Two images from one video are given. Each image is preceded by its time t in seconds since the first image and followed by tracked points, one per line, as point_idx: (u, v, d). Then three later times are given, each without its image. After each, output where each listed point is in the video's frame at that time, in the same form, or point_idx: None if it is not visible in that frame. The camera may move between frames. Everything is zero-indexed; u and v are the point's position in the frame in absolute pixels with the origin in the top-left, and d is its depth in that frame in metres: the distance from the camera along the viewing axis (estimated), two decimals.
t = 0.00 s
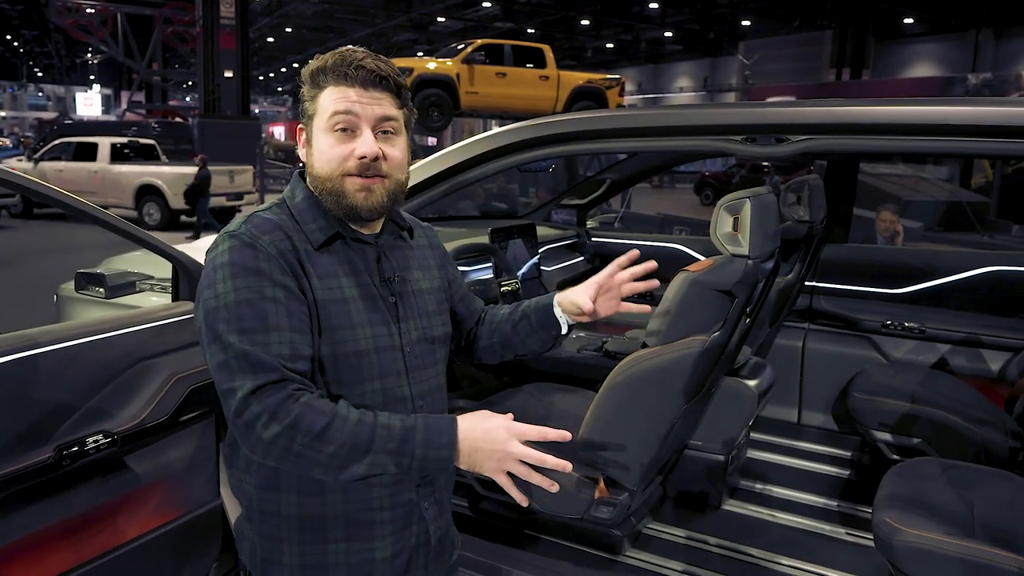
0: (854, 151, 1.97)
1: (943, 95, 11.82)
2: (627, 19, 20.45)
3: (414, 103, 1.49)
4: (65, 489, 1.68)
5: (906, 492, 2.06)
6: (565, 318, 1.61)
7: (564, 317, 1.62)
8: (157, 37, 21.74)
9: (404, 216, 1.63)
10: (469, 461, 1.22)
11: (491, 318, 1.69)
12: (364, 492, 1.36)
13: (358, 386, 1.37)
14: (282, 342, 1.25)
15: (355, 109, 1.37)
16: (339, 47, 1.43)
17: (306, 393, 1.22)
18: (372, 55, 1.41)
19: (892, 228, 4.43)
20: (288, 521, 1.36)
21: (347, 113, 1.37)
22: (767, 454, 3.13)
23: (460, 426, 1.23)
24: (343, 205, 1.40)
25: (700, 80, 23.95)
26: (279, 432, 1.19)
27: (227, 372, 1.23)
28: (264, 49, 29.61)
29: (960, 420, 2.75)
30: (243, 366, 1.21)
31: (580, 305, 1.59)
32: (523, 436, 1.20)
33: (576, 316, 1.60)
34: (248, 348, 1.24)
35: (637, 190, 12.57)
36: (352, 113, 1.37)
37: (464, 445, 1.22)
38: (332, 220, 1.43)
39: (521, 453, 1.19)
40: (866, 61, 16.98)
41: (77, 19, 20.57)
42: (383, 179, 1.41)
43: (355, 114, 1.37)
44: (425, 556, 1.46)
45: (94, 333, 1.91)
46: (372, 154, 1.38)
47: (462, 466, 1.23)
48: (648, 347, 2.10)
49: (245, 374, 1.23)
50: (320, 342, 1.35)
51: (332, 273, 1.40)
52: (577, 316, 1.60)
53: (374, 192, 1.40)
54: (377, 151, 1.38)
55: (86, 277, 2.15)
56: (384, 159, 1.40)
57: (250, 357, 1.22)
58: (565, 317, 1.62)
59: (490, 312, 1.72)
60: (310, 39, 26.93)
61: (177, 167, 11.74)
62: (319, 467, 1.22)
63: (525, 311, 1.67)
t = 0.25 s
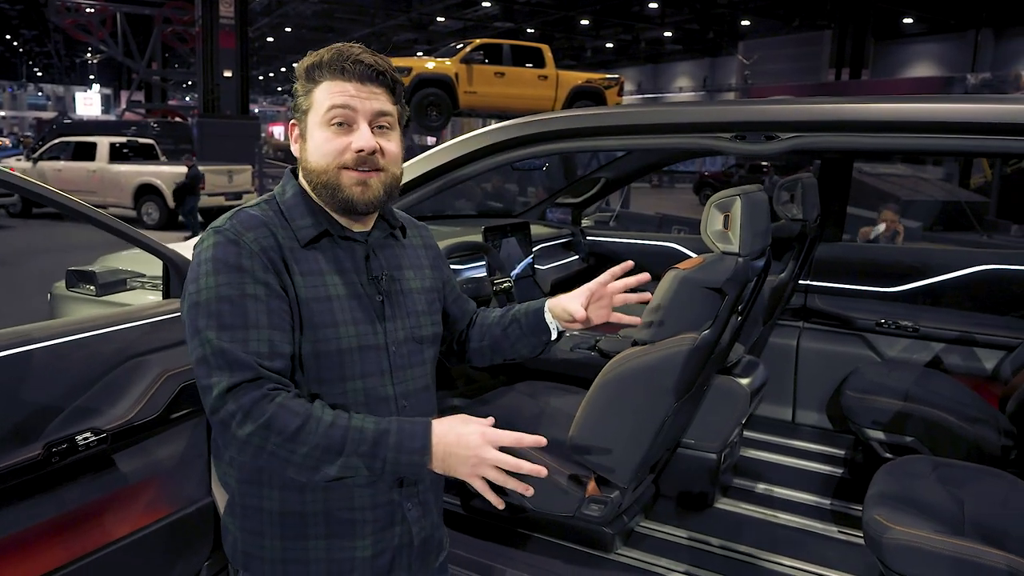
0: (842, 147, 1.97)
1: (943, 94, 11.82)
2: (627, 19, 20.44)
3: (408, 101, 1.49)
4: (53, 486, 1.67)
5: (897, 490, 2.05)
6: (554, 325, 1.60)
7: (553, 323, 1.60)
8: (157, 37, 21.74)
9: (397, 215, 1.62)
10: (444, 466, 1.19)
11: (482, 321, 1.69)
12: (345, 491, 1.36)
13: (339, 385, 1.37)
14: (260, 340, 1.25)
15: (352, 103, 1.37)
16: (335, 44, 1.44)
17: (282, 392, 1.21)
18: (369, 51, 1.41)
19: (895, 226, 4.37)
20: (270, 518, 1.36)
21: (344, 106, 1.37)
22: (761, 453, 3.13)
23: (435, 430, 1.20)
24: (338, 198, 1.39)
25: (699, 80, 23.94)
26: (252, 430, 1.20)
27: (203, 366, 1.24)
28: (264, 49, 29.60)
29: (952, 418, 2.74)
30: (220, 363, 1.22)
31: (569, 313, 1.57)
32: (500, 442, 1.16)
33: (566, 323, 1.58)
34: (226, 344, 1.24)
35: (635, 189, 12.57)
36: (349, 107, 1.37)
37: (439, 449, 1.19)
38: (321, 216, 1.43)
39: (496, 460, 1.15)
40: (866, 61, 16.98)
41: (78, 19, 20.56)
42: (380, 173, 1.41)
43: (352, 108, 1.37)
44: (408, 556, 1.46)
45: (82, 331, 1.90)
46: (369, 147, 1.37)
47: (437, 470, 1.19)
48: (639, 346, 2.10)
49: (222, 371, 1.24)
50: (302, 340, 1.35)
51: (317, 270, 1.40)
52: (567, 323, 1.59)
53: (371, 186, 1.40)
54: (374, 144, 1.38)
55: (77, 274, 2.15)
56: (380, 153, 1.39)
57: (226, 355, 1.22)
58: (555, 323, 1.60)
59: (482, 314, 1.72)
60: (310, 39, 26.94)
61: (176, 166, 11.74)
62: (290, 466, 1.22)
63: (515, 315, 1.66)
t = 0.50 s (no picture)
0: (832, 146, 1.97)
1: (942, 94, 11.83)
2: (627, 19, 20.42)
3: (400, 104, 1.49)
4: (44, 485, 1.67)
5: (887, 488, 2.06)
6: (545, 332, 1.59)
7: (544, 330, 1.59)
8: (156, 36, 21.72)
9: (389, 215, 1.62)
10: (426, 471, 1.18)
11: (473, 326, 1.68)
12: (333, 489, 1.36)
13: (326, 384, 1.37)
14: (245, 340, 1.25)
15: (346, 108, 1.37)
16: (332, 43, 1.42)
17: (266, 392, 1.21)
18: (366, 54, 1.40)
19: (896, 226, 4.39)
20: (257, 516, 1.36)
21: (337, 111, 1.36)
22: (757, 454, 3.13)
23: (419, 435, 1.19)
24: (328, 202, 1.39)
25: (699, 80, 23.95)
26: (237, 430, 1.20)
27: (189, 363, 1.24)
28: (263, 49, 29.58)
29: (944, 417, 2.75)
30: (205, 362, 1.22)
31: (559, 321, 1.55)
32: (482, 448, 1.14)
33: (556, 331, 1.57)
34: (213, 342, 1.24)
35: (634, 189, 12.57)
36: (343, 112, 1.36)
37: (421, 456, 1.18)
38: (311, 214, 1.43)
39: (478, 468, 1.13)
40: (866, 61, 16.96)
41: (77, 19, 20.53)
42: (370, 178, 1.41)
43: (346, 113, 1.37)
44: (396, 553, 1.46)
45: (73, 330, 1.89)
46: (360, 153, 1.37)
47: (420, 474, 1.19)
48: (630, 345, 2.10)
49: (208, 369, 1.24)
50: (290, 338, 1.35)
51: (306, 269, 1.39)
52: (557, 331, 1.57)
53: (361, 191, 1.40)
54: (365, 150, 1.38)
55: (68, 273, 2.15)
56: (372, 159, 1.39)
57: (212, 354, 1.22)
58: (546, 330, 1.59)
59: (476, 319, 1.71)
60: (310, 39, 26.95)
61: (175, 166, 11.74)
62: (274, 466, 1.22)
63: (506, 321, 1.65)
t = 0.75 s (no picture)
0: (822, 144, 1.98)
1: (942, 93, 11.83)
2: (627, 19, 20.42)
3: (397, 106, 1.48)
4: (37, 482, 1.68)
5: (879, 486, 2.06)
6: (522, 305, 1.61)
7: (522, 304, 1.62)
8: (156, 36, 21.73)
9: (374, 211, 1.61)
10: (427, 443, 1.20)
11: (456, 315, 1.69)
12: (328, 485, 1.37)
13: (321, 381, 1.37)
14: (240, 339, 1.24)
15: (394, 124, 1.36)
16: (358, 46, 1.35)
17: (261, 388, 1.21)
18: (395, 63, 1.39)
19: (893, 229, 4.44)
20: (254, 512, 1.37)
21: (386, 127, 1.34)
22: (753, 452, 3.13)
23: (414, 408, 1.21)
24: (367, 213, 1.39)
25: (700, 80, 23.94)
26: (234, 427, 1.20)
27: (185, 366, 1.24)
28: (264, 48, 29.59)
29: (937, 415, 2.75)
30: (200, 362, 1.21)
31: (535, 289, 1.58)
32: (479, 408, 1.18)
33: (534, 303, 1.59)
34: (208, 343, 1.23)
35: (634, 188, 12.58)
36: (389, 127, 1.35)
37: (420, 429, 1.20)
38: (305, 215, 1.41)
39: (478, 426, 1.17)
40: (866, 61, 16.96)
41: (78, 18, 20.54)
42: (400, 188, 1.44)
43: (393, 129, 1.36)
44: (391, 548, 1.47)
45: (67, 327, 1.90)
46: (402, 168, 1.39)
47: (421, 448, 1.21)
48: (621, 343, 2.11)
49: (203, 370, 1.23)
50: (284, 337, 1.34)
51: (300, 267, 1.39)
52: (534, 303, 1.60)
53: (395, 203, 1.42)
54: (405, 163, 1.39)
55: (63, 270, 2.19)
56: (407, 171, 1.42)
57: (208, 354, 1.21)
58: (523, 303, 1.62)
59: (459, 308, 1.72)
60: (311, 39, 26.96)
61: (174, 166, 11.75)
62: (274, 458, 1.23)
63: (486, 303, 1.67)
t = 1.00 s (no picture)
0: (813, 141, 1.98)
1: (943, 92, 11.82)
2: (630, 18, 20.40)
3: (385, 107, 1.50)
4: (31, 479, 1.68)
5: (872, 484, 2.06)
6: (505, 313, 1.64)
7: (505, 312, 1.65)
8: (158, 36, 21.74)
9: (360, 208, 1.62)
10: (423, 456, 1.23)
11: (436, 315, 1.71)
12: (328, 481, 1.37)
13: (321, 379, 1.37)
14: (241, 341, 1.23)
15: (389, 120, 1.38)
16: (350, 43, 1.37)
17: (265, 391, 1.20)
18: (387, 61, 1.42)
19: (891, 228, 4.44)
20: (255, 511, 1.36)
21: (383, 122, 1.36)
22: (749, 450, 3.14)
23: (414, 421, 1.24)
24: (363, 208, 1.40)
25: (702, 80, 23.93)
26: (238, 431, 1.18)
27: (188, 373, 1.21)
28: (266, 48, 29.60)
29: (932, 413, 2.75)
30: (196, 362, 1.20)
31: (521, 297, 1.61)
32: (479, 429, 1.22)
33: (517, 311, 1.62)
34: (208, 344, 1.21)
35: (635, 188, 12.58)
36: (385, 122, 1.36)
37: (419, 442, 1.23)
38: (299, 212, 1.41)
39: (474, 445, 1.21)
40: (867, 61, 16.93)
41: (80, 18, 20.54)
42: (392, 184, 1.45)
43: (389, 124, 1.38)
44: (392, 540, 1.48)
45: (63, 323, 1.90)
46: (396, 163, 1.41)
47: (417, 461, 1.24)
48: (614, 341, 2.11)
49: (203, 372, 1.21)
50: (285, 336, 1.33)
51: (298, 265, 1.38)
52: (517, 311, 1.63)
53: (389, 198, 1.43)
54: (398, 159, 1.40)
55: (62, 267, 2.22)
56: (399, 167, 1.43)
57: (209, 355, 1.19)
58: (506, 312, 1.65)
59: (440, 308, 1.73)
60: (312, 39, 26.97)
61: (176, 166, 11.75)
62: (275, 462, 1.21)
63: (468, 306, 1.69)
